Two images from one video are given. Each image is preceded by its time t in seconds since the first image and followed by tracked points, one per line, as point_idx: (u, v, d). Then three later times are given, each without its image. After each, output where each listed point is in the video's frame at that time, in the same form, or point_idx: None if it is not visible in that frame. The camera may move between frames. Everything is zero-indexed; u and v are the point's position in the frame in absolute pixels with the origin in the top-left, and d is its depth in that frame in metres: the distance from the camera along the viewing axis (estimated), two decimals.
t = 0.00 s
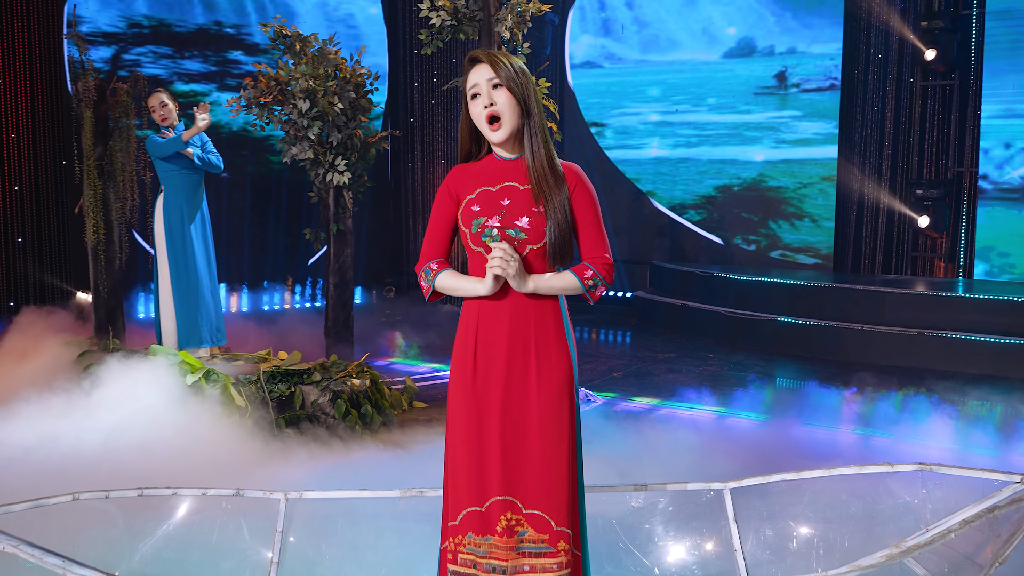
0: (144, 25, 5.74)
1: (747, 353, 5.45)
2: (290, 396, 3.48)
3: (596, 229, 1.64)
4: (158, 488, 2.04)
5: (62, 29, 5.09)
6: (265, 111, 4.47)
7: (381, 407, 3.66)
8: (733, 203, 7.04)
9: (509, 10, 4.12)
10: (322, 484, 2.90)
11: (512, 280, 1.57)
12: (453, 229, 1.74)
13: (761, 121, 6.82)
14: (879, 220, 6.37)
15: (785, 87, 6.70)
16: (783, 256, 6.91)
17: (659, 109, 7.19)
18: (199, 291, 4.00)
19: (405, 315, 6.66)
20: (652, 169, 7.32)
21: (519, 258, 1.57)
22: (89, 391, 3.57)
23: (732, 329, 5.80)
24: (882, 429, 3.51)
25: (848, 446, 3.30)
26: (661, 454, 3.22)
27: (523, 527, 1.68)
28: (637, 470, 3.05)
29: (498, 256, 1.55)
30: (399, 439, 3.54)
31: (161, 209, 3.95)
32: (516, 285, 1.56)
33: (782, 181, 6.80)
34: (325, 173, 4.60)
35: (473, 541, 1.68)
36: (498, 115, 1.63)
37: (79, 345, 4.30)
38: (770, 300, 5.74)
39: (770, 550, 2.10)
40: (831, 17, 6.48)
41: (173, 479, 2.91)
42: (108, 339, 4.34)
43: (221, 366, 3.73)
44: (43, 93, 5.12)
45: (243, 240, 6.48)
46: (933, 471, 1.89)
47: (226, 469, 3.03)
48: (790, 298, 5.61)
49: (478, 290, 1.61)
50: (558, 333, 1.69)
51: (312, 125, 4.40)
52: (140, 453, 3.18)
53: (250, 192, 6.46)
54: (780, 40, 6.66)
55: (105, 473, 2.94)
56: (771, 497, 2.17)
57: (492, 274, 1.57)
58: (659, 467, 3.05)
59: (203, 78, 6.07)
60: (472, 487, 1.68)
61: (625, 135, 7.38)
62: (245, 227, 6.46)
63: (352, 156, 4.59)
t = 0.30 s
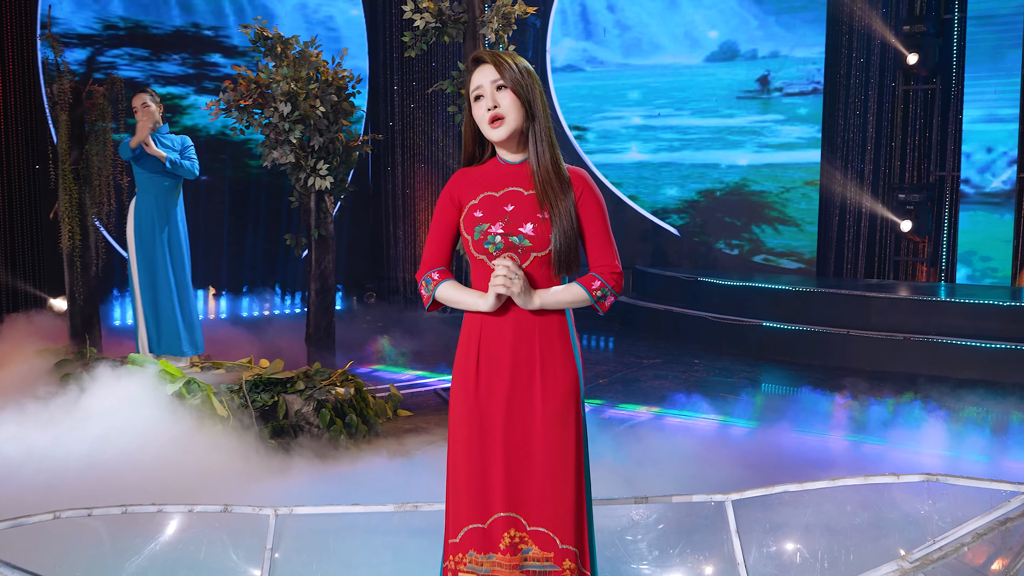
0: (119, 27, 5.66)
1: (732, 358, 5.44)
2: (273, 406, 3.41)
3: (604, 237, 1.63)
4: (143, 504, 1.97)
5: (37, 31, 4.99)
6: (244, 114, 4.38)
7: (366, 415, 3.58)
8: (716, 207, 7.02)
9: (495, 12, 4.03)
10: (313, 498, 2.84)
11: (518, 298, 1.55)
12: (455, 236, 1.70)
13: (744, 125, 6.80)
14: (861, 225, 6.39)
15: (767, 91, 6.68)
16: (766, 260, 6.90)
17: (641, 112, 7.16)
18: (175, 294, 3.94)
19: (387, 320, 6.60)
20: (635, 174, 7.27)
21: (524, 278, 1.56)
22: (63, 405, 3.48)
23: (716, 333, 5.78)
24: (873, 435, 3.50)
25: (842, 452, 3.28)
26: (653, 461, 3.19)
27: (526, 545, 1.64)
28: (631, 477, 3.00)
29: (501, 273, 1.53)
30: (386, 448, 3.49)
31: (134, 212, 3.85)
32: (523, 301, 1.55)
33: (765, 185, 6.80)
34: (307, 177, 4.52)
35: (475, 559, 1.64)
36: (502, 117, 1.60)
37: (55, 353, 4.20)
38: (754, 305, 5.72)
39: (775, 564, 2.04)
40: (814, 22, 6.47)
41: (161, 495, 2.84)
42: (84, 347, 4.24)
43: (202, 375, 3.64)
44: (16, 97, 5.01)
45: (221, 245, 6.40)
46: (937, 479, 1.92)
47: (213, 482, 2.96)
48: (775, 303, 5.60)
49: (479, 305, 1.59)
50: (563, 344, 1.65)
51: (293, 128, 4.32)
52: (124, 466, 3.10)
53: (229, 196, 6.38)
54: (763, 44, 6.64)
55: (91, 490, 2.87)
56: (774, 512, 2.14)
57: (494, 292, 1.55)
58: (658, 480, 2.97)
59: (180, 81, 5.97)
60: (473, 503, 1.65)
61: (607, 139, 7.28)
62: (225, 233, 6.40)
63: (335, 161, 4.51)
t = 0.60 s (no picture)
0: (93, 30, 5.53)
1: (715, 366, 5.41)
2: (254, 417, 3.33)
3: (608, 247, 1.60)
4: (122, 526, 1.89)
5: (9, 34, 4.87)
6: (221, 119, 4.29)
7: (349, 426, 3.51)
8: (697, 213, 6.99)
9: (478, 16, 3.98)
10: (302, 514, 2.76)
11: (521, 312, 1.52)
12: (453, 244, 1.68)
13: (725, 131, 6.78)
14: (841, 231, 6.40)
15: (749, 97, 6.65)
16: (747, 266, 6.86)
17: (621, 117, 7.12)
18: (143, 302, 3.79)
19: (366, 328, 6.51)
20: (615, 179, 7.23)
21: (525, 286, 1.53)
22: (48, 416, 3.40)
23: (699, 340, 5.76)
24: (860, 443, 3.47)
25: (830, 462, 3.23)
26: (639, 474, 3.12)
27: (528, 565, 1.63)
28: (617, 493, 2.92)
29: (503, 289, 1.50)
30: (369, 460, 3.42)
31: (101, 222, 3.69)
32: (526, 315, 1.52)
33: (745, 191, 6.76)
34: (285, 183, 4.44)
35: None
36: (500, 122, 1.56)
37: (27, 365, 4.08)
38: (736, 312, 5.69)
39: None
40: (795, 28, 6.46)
41: (144, 505, 2.76)
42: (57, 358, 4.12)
43: (179, 386, 3.54)
44: None
45: (198, 253, 6.29)
46: (940, 492, 1.90)
47: (198, 494, 2.89)
48: (756, 309, 5.57)
49: (478, 319, 1.56)
50: (565, 358, 1.63)
51: (272, 133, 4.23)
52: (107, 476, 3.01)
53: (205, 203, 6.27)
54: (743, 49, 6.62)
55: (71, 500, 2.79)
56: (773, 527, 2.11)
57: (495, 308, 1.52)
58: (646, 496, 2.88)
59: (155, 85, 5.87)
60: (473, 523, 1.62)
61: (588, 145, 7.26)
62: (201, 241, 6.28)
63: (314, 167, 4.45)
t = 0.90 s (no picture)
0: (62, 34, 5.41)
1: (698, 375, 5.38)
2: (232, 430, 3.25)
3: (610, 258, 1.55)
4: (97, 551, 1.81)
5: None
6: (196, 125, 4.18)
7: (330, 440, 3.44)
8: (677, 220, 6.97)
9: (459, 21, 3.91)
10: (283, 536, 2.63)
11: (522, 325, 1.47)
12: (448, 254, 1.62)
13: (705, 138, 6.80)
14: (821, 238, 6.39)
15: (728, 104, 6.67)
16: (727, 273, 6.86)
17: (600, 124, 7.07)
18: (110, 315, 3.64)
19: (343, 338, 6.42)
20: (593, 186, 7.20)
21: (525, 298, 1.48)
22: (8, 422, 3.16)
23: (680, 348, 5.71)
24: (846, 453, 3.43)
25: (817, 474, 3.17)
26: (624, 486, 3.04)
27: None
28: (602, 505, 2.83)
29: (503, 302, 1.46)
30: (349, 475, 3.34)
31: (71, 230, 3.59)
32: (527, 329, 1.48)
33: (725, 199, 6.79)
34: (262, 190, 4.35)
35: None
36: (500, 128, 1.52)
37: None
38: (717, 320, 5.65)
39: None
40: (773, 35, 6.49)
41: (136, 528, 2.62)
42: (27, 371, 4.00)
43: (154, 400, 3.45)
44: None
45: (172, 262, 6.17)
46: (944, 506, 1.90)
47: (182, 515, 2.75)
48: (737, 317, 5.54)
49: (477, 333, 1.51)
50: (565, 372, 1.57)
51: (249, 140, 4.16)
52: (90, 497, 2.85)
53: (179, 210, 6.15)
54: (723, 56, 6.62)
55: (60, 522, 2.62)
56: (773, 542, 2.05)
57: (494, 321, 1.47)
58: (635, 510, 2.81)
59: (127, 90, 5.77)
60: (470, 545, 1.56)
61: (566, 151, 7.21)
62: (174, 248, 6.16)
63: (292, 174, 4.36)
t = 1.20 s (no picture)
0: (29, 38, 5.28)
1: (678, 383, 5.34)
2: (207, 445, 3.15)
3: (613, 268, 1.51)
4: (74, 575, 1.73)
5: None
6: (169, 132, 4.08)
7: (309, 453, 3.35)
8: (655, 227, 6.95)
9: (438, 27, 3.84)
10: (265, 553, 2.54)
11: (522, 340, 1.42)
12: (442, 265, 1.56)
13: (682, 145, 6.80)
14: (798, 245, 6.38)
15: (705, 111, 6.67)
16: (705, 281, 6.84)
17: (577, 132, 7.04)
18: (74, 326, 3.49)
19: (317, 348, 6.32)
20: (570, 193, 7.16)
21: (526, 311, 1.44)
22: None
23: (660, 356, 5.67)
24: (835, 462, 3.39)
25: (806, 483, 3.12)
26: (610, 498, 2.96)
27: None
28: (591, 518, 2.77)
29: (503, 315, 1.41)
30: (329, 487, 3.26)
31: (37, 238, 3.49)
32: (528, 344, 1.43)
33: (703, 206, 6.78)
34: (237, 198, 4.27)
35: None
36: (500, 133, 1.47)
37: None
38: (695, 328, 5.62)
39: None
40: (750, 42, 6.48)
41: (131, 555, 2.49)
42: None
43: (126, 413, 3.35)
44: None
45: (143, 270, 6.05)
46: (945, 521, 1.92)
47: (158, 536, 2.64)
48: (716, 325, 5.51)
49: (475, 348, 1.46)
50: (566, 388, 1.52)
51: (223, 146, 4.06)
52: (71, 521, 2.69)
53: (150, 218, 6.03)
54: (700, 63, 6.62)
55: (48, 554, 2.45)
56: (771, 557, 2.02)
57: (494, 334, 1.42)
58: (624, 522, 2.75)
59: (96, 96, 5.67)
60: (466, 569, 1.50)
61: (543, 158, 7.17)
62: (144, 257, 6.03)
63: (267, 181, 4.29)
